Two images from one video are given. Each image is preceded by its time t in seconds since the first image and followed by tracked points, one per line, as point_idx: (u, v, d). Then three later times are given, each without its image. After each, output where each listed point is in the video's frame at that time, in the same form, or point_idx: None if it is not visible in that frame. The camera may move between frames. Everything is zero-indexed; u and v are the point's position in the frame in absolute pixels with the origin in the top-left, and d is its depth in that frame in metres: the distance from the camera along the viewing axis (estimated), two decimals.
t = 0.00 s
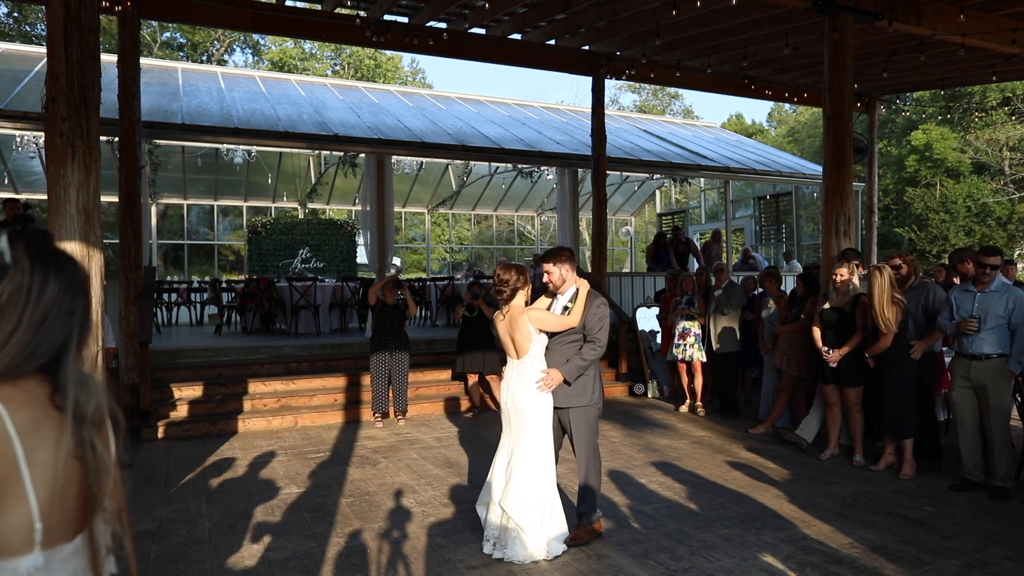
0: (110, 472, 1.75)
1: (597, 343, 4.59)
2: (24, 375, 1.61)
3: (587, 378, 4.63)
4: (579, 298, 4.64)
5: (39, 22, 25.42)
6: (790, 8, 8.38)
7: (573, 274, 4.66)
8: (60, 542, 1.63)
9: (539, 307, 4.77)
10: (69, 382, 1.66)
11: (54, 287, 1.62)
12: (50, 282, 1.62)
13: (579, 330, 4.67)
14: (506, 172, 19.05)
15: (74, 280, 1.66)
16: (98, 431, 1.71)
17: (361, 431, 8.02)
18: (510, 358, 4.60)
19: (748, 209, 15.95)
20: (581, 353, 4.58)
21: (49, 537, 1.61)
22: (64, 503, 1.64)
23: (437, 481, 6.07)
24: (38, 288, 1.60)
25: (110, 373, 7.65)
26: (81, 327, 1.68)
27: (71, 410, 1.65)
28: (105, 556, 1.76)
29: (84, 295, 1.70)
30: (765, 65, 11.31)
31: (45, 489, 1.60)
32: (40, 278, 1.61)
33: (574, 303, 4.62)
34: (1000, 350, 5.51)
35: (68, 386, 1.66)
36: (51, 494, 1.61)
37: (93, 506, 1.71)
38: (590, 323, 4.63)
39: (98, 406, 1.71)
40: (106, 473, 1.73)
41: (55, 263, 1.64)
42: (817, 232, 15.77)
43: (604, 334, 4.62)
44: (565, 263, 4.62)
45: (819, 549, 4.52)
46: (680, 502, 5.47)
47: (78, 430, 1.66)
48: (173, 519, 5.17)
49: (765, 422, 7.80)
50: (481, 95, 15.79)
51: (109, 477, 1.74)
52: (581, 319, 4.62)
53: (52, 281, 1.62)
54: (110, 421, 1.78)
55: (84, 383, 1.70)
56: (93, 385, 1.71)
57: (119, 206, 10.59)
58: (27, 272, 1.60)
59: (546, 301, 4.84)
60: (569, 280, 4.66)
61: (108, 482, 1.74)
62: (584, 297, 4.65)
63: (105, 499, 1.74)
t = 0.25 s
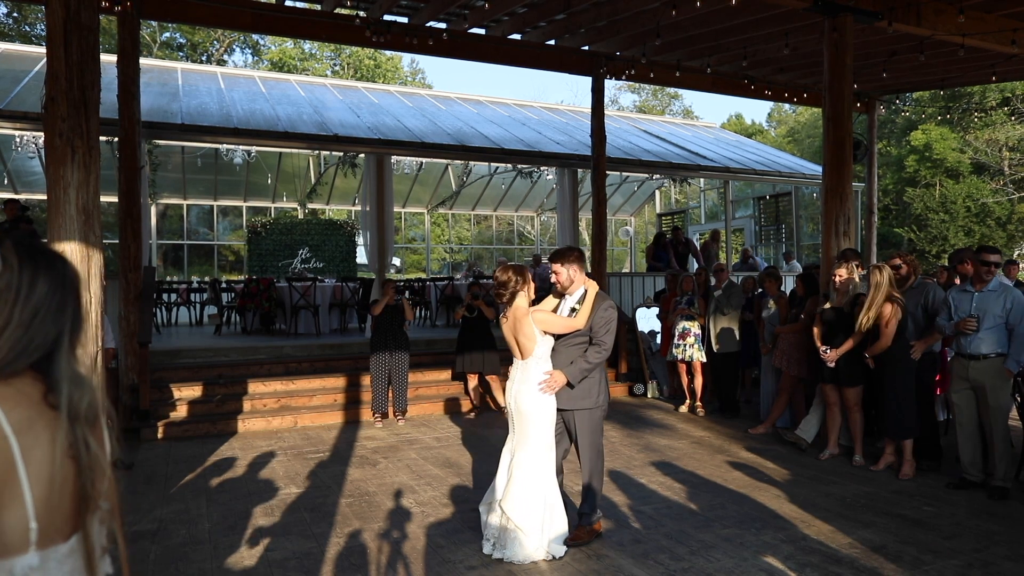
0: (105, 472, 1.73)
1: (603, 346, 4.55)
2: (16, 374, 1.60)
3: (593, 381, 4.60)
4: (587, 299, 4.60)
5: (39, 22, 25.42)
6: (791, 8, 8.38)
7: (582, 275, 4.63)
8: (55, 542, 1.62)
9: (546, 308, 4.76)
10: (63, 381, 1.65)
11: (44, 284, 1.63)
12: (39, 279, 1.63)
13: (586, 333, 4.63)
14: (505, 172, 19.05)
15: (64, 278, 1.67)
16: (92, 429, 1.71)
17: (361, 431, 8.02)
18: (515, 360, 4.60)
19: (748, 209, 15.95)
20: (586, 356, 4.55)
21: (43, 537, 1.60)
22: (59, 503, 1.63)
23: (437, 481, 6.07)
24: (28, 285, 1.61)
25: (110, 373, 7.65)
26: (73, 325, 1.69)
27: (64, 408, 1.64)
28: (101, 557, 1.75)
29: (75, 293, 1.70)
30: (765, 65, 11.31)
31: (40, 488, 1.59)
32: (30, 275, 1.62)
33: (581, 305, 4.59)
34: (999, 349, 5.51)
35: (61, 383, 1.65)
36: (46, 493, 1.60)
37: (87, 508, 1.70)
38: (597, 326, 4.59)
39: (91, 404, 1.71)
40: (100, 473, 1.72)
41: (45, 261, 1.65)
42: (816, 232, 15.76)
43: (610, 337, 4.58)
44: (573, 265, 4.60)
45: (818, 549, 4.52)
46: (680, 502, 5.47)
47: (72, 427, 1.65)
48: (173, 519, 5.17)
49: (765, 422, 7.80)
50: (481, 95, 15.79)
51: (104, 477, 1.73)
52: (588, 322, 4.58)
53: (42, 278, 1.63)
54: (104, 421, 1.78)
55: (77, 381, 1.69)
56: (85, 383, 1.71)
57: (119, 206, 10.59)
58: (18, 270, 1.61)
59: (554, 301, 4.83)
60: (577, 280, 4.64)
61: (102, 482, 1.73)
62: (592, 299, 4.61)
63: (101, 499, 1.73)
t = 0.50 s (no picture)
0: (99, 471, 1.73)
1: (603, 350, 4.54)
2: (10, 374, 1.59)
3: (592, 383, 4.59)
4: (587, 300, 4.60)
5: (39, 22, 25.43)
6: (790, 8, 8.38)
7: (583, 277, 4.64)
8: (50, 540, 1.62)
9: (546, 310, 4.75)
10: (56, 380, 1.64)
11: (38, 283, 1.63)
12: (33, 277, 1.62)
13: (586, 335, 4.61)
14: (505, 172, 19.04)
15: (58, 277, 1.66)
16: (85, 428, 1.70)
17: (361, 431, 8.02)
18: (515, 360, 4.58)
19: (748, 209, 15.95)
20: (585, 358, 4.54)
21: (38, 535, 1.59)
22: (52, 503, 1.62)
23: (437, 481, 6.07)
24: (22, 284, 1.60)
25: (110, 373, 7.65)
26: (66, 324, 1.68)
27: (59, 407, 1.63)
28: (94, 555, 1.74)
29: (68, 292, 1.70)
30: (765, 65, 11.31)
31: (35, 485, 1.58)
32: (23, 275, 1.61)
33: (581, 306, 4.59)
34: (998, 349, 5.51)
35: (55, 382, 1.64)
36: (40, 492, 1.59)
37: (81, 507, 1.69)
38: (598, 328, 4.57)
39: (85, 403, 1.70)
40: (94, 472, 1.72)
41: (38, 260, 1.65)
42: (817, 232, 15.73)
43: (610, 341, 4.57)
44: (575, 266, 4.60)
45: (819, 549, 4.52)
46: (680, 502, 5.47)
47: (66, 427, 1.64)
48: (173, 519, 5.17)
49: (765, 422, 7.80)
50: (481, 95, 15.79)
51: (98, 476, 1.73)
52: (588, 325, 4.58)
53: (35, 277, 1.62)
54: (97, 420, 1.77)
55: (70, 381, 1.68)
56: (78, 383, 1.70)
57: (119, 206, 10.59)
58: (11, 269, 1.61)
59: (554, 302, 4.83)
60: (579, 281, 4.63)
61: (96, 481, 1.72)
62: (593, 301, 4.60)
63: (95, 498, 1.73)
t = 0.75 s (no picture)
0: (94, 482, 1.68)
1: (595, 348, 4.52)
2: None
3: (585, 381, 4.61)
4: (580, 300, 4.61)
5: (39, 22, 25.43)
6: (790, 8, 8.38)
7: (575, 276, 4.61)
8: (49, 552, 1.57)
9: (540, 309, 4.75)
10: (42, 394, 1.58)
11: (18, 296, 1.56)
12: (13, 290, 1.55)
13: (579, 334, 4.62)
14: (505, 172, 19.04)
15: (39, 287, 1.59)
16: (77, 440, 1.64)
17: (361, 431, 8.02)
18: (508, 359, 4.62)
19: (748, 209, 15.95)
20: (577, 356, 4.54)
21: (34, 548, 1.55)
22: (43, 519, 1.57)
23: (437, 481, 6.07)
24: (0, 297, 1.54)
25: (110, 373, 7.65)
26: (50, 337, 1.62)
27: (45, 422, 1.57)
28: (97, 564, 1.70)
29: (51, 302, 1.63)
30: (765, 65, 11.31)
31: (26, 501, 1.54)
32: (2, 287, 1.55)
33: (575, 306, 4.60)
34: (999, 349, 5.51)
35: (41, 396, 1.58)
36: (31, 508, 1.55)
37: (77, 520, 1.64)
38: (590, 327, 4.56)
39: (75, 415, 1.64)
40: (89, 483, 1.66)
41: (17, 270, 1.57)
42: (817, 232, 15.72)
43: (603, 339, 4.55)
44: (566, 266, 4.57)
45: (819, 549, 4.52)
46: (679, 502, 5.47)
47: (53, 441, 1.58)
48: (173, 519, 5.17)
49: (765, 421, 7.80)
50: (481, 95, 15.79)
51: (93, 487, 1.67)
52: (579, 323, 4.57)
53: (13, 291, 1.56)
54: (94, 429, 1.71)
55: (58, 394, 1.62)
56: (67, 395, 1.63)
57: (119, 206, 10.59)
58: None
59: (549, 302, 4.83)
60: (572, 281, 4.63)
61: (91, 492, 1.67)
62: (585, 300, 4.60)
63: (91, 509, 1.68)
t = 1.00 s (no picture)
0: (84, 484, 1.78)
1: (581, 343, 4.57)
2: None
3: (573, 378, 4.64)
4: (567, 298, 4.66)
5: (39, 22, 25.43)
6: (790, 8, 8.38)
7: (563, 275, 4.65)
8: (34, 555, 1.70)
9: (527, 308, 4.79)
10: (29, 404, 1.70)
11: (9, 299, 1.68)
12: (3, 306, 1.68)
13: (566, 330, 4.66)
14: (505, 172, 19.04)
15: (33, 292, 1.71)
16: (69, 447, 1.75)
17: (361, 431, 8.02)
18: (496, 358, 4.66)
19: (748, 209, 15.95)
20: (563, 352, 4.58)
21: (19, 548, 1.68)
22: (29, 521, 1.70)
23: (437, 481, 6.07)
24: None
25: (110, 373, 7.65)
26: (45, 336, 1.73)
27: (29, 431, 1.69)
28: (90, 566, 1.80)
29: (45, 315, 1.73)
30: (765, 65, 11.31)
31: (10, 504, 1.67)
32: None
33: (562, 304, 4.64)
34: (1000, 349, 5.51)
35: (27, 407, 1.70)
36: (15, 509, 1.68)
37: (65, 523, 1.76)
38: (577, 323, 4.61)
39: (69, 417, 1.75)
40: (77, 486, 1.76)
41: (14, 286, 1.69)
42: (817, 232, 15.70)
43: (589, 334, 4.59)
44: (553, 264, 4.61)
45: (819, 549, 4.52)
46: (679, 502, 5.47)
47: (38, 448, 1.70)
48: (173, 519, 5.17)
49: (765, 421, 7.80)
50: (481, 95, 15.79)
51: (81, 489, 1.77)
52: (565, 320, 4.61)
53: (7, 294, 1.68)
54: (92, 435, 1.81)
55: (53, 394, 1.74)
56: (58, 405, 1.74)
57: (119, 206, 10.58)
58: None
59: (537, 301, 4.87)
60: (559, 279, 4.67)
61: (79, 494, 1.77)
62: (571, 298, 4.66)
63: (80, 511, 1.78)
